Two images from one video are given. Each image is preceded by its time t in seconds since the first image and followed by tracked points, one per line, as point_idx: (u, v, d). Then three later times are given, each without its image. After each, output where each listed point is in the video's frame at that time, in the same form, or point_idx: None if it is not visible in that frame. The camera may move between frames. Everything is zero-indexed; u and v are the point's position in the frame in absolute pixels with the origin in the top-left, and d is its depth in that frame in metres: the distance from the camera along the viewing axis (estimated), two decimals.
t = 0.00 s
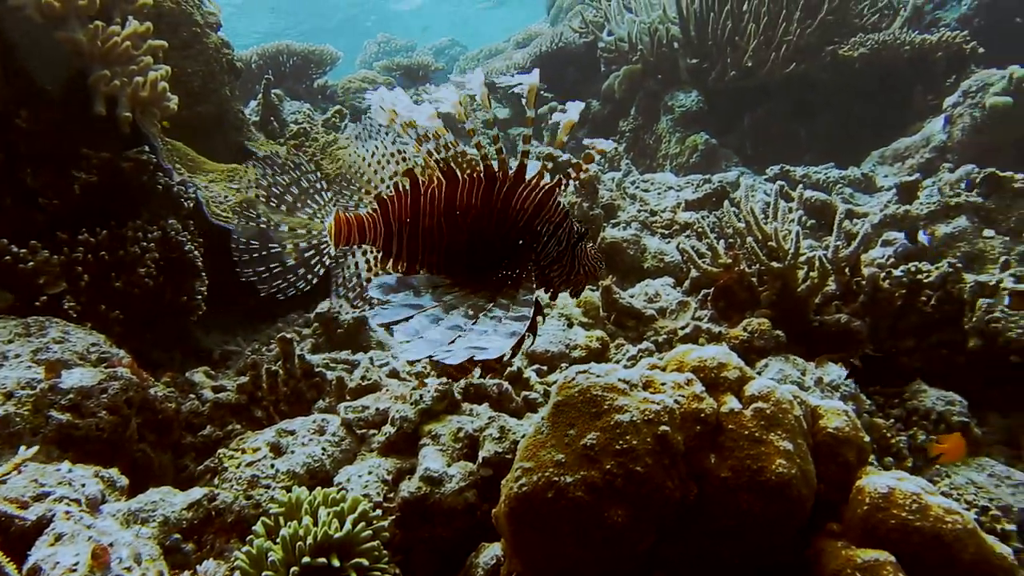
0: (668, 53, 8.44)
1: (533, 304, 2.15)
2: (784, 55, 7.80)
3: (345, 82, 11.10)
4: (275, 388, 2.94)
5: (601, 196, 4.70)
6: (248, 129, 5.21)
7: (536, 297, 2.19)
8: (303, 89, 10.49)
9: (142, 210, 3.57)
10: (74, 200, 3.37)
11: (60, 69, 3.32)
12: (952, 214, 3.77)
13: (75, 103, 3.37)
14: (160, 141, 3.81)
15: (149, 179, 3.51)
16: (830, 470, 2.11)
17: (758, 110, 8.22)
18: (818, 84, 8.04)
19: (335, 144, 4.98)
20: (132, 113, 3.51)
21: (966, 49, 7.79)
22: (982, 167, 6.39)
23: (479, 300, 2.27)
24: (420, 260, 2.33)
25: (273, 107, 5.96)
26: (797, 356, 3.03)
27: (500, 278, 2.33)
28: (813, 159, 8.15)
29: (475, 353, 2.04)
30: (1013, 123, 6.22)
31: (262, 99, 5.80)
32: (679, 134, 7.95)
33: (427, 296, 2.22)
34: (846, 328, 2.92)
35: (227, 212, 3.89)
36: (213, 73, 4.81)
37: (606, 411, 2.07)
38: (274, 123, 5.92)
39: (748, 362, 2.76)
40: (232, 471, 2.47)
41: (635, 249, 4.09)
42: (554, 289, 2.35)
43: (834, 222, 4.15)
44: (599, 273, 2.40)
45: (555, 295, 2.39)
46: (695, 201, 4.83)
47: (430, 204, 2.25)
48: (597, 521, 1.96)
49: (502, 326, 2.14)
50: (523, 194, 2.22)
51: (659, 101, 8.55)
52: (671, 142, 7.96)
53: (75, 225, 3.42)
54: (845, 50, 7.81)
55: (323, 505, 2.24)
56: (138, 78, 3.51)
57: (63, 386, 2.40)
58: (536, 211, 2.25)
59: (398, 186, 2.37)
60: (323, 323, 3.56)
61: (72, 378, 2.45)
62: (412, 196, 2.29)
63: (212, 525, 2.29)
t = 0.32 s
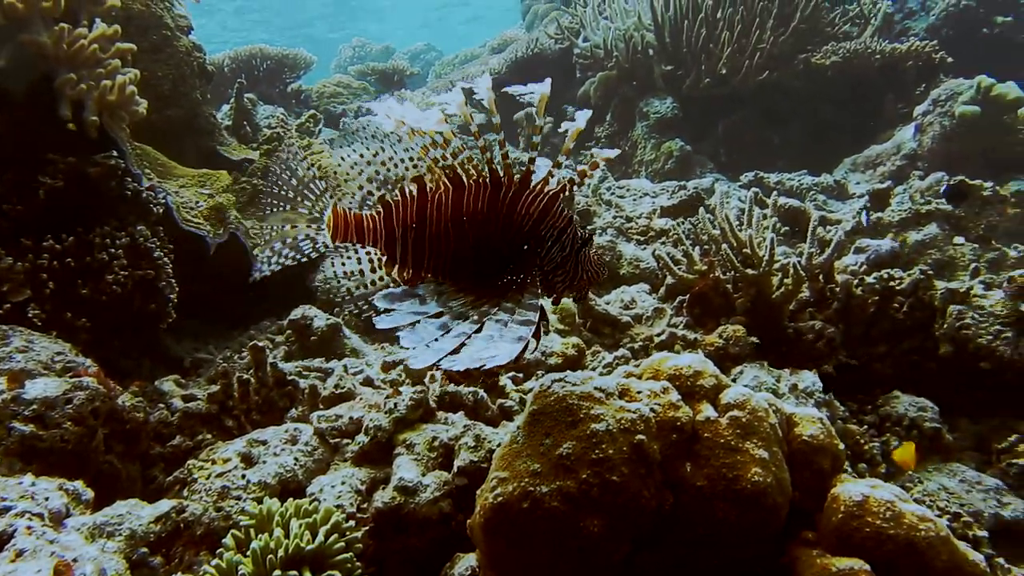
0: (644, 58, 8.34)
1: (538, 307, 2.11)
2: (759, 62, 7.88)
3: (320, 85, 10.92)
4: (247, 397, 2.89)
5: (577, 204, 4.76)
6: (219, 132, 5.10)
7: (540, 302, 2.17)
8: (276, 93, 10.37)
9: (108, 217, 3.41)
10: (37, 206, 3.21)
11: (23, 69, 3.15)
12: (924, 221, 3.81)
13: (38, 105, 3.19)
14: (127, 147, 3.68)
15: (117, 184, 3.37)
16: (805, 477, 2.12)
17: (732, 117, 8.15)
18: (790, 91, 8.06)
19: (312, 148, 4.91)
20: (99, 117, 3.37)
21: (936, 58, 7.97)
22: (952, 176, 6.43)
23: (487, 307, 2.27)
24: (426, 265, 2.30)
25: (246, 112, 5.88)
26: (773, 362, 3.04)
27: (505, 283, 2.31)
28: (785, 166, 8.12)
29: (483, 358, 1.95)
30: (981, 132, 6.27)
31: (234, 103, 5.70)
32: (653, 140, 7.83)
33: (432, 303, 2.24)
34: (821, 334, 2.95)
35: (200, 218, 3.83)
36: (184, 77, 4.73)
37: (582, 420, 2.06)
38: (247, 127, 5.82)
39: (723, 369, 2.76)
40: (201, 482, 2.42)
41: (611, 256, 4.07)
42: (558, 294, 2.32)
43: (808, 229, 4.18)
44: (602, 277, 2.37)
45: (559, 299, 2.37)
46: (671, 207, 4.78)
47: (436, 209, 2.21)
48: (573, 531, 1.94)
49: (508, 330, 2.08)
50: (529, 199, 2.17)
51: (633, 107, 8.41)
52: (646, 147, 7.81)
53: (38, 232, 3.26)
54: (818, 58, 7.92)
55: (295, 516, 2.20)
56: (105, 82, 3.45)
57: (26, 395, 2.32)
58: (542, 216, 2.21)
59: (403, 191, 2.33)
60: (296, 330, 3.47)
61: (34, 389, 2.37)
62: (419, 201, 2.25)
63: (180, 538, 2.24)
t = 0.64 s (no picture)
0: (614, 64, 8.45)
1: (531, 311, 2.02)
2: (728, 68, 7.93)
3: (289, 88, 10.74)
4: (209, 406, 2.82)
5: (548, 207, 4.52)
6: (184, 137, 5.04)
7: (530, 305, 2.06)
8: (245, 98, 10.33)
9: (68, 221, 3.28)
10: None
11: None
12: (889, 226, 3.80)
13: None
14: (87, 151, 3.57)
15: (75, 189, 3.23)
16: (771, 484, 2.12)
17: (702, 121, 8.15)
18: (760, 98, 8.12)
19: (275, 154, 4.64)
20: (56, 120, 3.27)
21: (901, 66, 7.98)
22: (917, 180, 6.47)
23: (477, 308, 2.09)
24: (423, 271, 2.21)
25: (212, 116, 5.82)
26: (742, 369, 3.04)
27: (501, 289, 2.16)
28: (755, 171, 8.17)
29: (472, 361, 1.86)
30: (944, 138, 6.27)
31: (200, 106, 5.63)
32: (624, 145, 7.80)
33: (426, 306, 2.10)
34: (789, 338, 2.98)
35: (162, 223, 3.72)
36: (147, 80, 4.64)
37: (549, 429, 2.03)
38: (213, 131, 5.75)
39: (692, 376, 2.75)
40: (160, 495, 2.33)
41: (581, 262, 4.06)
42: (553, 301, 2.24)
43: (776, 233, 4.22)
44: (597, 283, 2.31)
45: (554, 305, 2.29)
46: (641, 212, 4.81)
47: (432, 214, 2.14)
48: (539, 542, 1.90)
49: (498, 334, 1.99)
50: (524, 205, 2.09)
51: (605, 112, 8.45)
52: (617, 151, 7.79)
53: None
54: (786, 65, 7.98)
55: (256, 530, 2.15)
56: (62, 84, 3.33)
57: None
58: (537, 222, 2.12)
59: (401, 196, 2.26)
60: (261, 337, 3.41)
61: None
62: (417, 205, 2.18)
63: (137, 553, 2.13)
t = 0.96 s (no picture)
0: (583, 65, 8.42)
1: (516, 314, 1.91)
2: (696, 69, 7.96)
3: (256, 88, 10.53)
4: (170, 416, 2.75)
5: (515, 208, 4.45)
6: (144, 138, 4.91)
7: (517, 311, 1.94)
8: (208, 99, 10.00)
9: (22, 229, 3.07)
10: None
11: None
12: (856, 227, 3.83)
13: None
14: (41, 154, 3.38)
15: (29, 194, 3.06)
16: (741, 488, 2.12)
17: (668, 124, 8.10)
18: (727, 99, 8.12)
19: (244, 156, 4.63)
20: (7, 122, 3.08)
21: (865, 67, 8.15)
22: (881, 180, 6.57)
23: (468, 309, 2.01)
24: (420, 274, 2.16)
25: (175, 118, 5.72)
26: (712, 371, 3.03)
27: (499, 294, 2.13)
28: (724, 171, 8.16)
29: (450, 362, 1.73)
30: (909, 140, 6.35)
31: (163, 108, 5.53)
32: (595, 146, 7.76)
33: (422, 307, 2.02)
34: (758, 340, 2.96)
35: (122, 227, 3.50)
36: (106, 82, 4.54)
37: (517, 436, 2.00)
38: (176, 133, 5.65)
39: (662, 378, 2.74)
40: (118, 509, 2.22)
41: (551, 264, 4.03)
42: (549, 306, 2.20)
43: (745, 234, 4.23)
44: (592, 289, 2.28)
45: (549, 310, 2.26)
46: (610, 213, 4.80)
47: (432, 218, 2.07)
48: (507, 551, 1.87)
49: (481, 335, 1.86)
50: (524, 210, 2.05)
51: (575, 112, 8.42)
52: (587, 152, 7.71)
53: None
54: (753, 66, 7.97)
55: (218, 543, 2.07)
56: (13, 86, 3.18)
57: None
58: (536, 228, 2.09)
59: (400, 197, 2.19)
60: (227, 343, 3.36)
61: None
62: (415, 208, 2.12)
63: (94, 569, 2.04)
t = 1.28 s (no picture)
0: (557, 60, 8.33)
1: (515, 310, 1.93)
2: (669, 65, 7.83)
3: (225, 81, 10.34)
4: (132, 416, 2.69)
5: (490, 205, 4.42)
6: (109, 132, 4.82)
7: (516, 305, 1.98)
8: (177, 92, 9.81)
9: None
10: None
11: None
12: (827, 224, 3.83)
13: None
14: None
15: None
16: (712, 488, 2.10)
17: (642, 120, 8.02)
18: (700, 95, 7.99)
19: (211, 149, 4.56)
20: None
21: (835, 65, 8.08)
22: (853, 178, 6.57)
23: (466, 301, 2.02)
24: (423, 271, 2.11)
25: (140, 111, 5.61)
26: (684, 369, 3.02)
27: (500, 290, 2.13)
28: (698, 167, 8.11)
29: (446, 348, 1.77)
30: (881, 138, 6.40)
31: (128, 101, 5.42)
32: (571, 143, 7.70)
33: (424, 304, 2.03)
34: (730, 337, 2.95)
35: (83, 222, 3.41)
36: (68, 73, 4.43)
37: (487, 436, 1.95)
38: (141, 126, 5.55)
39: (634, 376, 2.72)
40: (76, 512, 2.15)
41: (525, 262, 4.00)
42: (545, 303, 2.22)
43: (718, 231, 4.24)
44: (587, 286, 2.30)
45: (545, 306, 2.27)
46: (584, 210, 4.79)
47: (437, 214, 2.02)
48: (477, 554, 1.83)
49: (478, 326, 1.89)
50: (526, 208, 2.05)
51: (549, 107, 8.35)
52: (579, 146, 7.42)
53: None
54: (726, 62, 7.84)
55: (179, 547, 1.98)
56: None
57: None
58: (537, 225, 2.09)
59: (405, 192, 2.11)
60: (192, 341, 3.28)
61: None
62: (422, 204, 2.05)
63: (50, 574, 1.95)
